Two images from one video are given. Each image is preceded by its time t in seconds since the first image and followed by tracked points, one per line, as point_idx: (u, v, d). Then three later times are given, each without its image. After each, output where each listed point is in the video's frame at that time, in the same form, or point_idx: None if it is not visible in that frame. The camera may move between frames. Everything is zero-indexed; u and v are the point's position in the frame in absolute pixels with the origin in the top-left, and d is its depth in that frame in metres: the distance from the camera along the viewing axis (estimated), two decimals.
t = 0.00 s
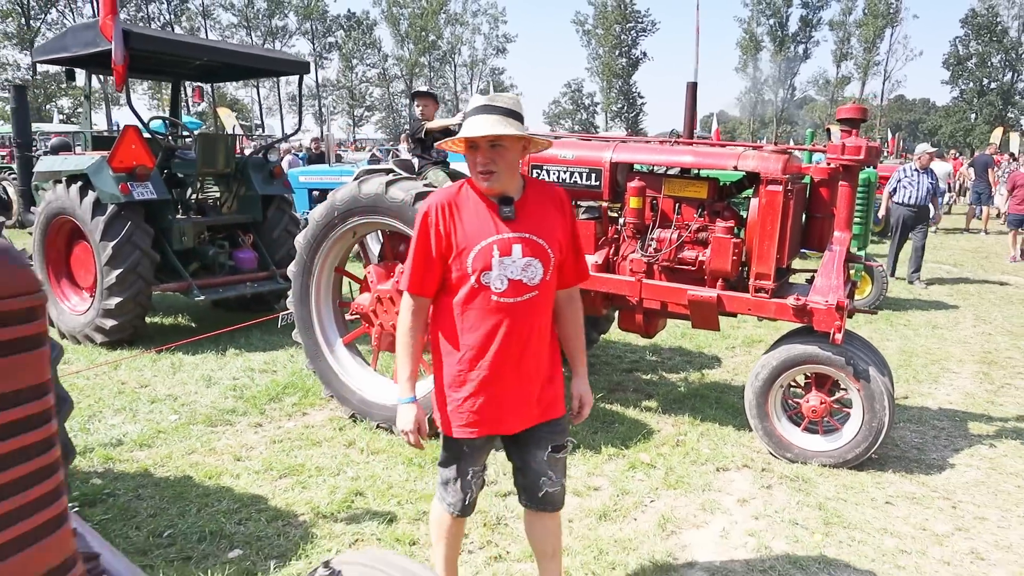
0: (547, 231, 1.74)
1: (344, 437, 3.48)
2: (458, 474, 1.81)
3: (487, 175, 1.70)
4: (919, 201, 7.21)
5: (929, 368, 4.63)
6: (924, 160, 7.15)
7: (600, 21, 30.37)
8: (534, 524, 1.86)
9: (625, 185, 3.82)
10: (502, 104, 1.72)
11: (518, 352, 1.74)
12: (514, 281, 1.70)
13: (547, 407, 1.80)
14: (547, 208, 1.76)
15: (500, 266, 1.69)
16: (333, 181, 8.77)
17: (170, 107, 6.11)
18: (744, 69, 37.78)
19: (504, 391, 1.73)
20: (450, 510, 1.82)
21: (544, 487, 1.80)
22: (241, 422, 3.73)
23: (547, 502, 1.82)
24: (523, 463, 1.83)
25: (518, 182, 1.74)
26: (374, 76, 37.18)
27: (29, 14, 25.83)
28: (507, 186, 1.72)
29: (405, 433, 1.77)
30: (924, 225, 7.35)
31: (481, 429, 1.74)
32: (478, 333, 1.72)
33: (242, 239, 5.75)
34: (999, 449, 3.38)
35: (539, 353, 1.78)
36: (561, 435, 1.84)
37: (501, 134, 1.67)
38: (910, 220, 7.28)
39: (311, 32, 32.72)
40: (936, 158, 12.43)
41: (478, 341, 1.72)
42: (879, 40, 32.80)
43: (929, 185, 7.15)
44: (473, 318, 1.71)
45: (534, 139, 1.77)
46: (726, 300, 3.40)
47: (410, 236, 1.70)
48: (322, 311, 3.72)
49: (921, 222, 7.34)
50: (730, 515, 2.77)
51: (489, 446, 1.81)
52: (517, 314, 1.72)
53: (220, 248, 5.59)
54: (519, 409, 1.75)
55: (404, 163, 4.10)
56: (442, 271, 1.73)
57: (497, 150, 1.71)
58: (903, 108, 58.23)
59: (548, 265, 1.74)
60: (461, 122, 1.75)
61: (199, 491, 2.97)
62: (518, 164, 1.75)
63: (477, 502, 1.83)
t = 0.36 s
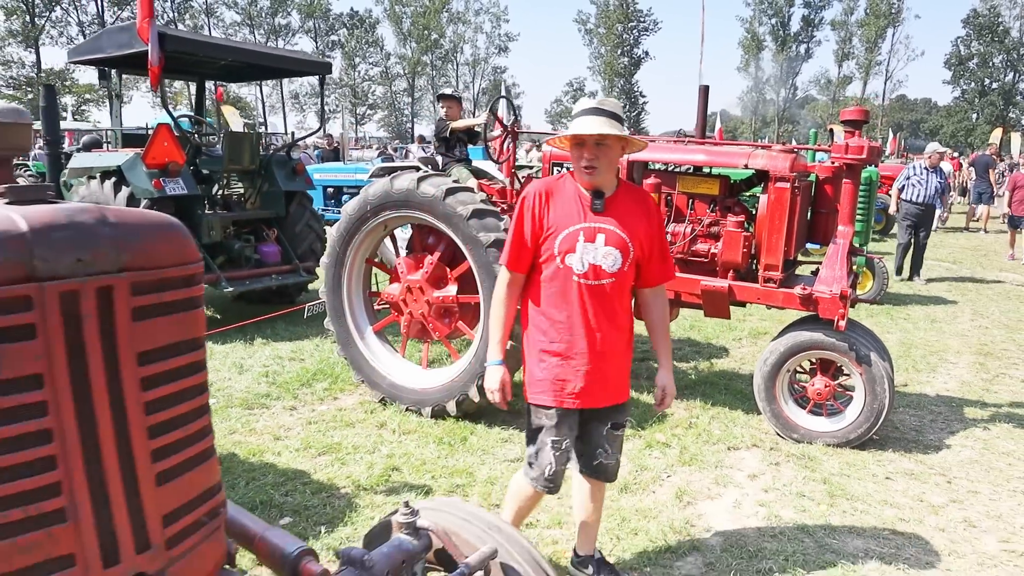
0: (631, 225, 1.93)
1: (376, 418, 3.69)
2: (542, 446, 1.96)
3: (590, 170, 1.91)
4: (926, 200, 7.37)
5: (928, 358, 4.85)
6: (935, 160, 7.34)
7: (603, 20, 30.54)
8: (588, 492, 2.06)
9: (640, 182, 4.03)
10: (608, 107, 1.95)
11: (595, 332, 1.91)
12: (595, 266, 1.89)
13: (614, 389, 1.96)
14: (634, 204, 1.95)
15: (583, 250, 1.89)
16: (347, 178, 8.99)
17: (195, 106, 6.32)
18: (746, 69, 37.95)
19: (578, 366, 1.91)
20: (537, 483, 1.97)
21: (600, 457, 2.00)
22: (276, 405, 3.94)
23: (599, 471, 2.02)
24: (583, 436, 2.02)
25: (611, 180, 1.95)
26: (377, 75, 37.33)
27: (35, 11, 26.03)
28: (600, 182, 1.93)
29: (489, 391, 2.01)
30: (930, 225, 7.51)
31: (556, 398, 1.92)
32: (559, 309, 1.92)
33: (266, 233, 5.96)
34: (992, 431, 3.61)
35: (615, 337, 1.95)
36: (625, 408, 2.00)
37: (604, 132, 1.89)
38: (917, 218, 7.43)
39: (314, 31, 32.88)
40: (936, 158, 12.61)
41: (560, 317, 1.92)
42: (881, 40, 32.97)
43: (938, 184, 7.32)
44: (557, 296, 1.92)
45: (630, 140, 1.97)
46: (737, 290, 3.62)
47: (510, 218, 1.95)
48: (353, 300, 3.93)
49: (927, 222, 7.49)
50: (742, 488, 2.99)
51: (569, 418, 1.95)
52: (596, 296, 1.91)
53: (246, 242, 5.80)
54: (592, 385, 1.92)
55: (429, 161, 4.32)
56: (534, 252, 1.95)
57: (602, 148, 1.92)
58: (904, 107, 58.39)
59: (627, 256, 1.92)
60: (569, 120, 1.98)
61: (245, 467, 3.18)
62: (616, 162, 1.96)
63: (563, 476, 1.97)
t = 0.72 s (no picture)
0: (675, 227, 2.09)
1: (403, 406, 3.90)
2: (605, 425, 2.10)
3: (638, 176, 2.06)
4: (929, 202, 7.43)
5: (925, 351, 5.07)
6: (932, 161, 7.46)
7: (606, 22, 30.71)
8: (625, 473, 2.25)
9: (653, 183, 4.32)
10: (658, 119, 2.09)
11: (637, 322, 2.09)
12: (640, 263, 2.06)
13: (650, 375, 2.12)
14: (680, 208, 2.11)
15: (630, 248, 2.06)
16: (360, 179, 9.21)
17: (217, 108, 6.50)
18: (748, 70, 38.12)
19: (619, 354, 2.08)
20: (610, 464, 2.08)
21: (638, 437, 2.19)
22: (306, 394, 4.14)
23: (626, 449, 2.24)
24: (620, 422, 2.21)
25: (660, 185, 2.10)
26: (380, 76, 37.52)
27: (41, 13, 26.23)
28: (650, 186, 2.09)
29: (546, 371, 2.15)
30: (933, 226, 7.60)
31: (599, 381, 2.09)
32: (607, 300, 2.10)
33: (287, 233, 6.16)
34: (985, 418, 3.83)
35: (655, 329, 2.12)
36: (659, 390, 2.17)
37: (654, 144, 2.02)
38: (921, 221, 7.52)
39: (318, 33, 33.05)
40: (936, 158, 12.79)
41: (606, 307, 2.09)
42: (882, 42, 33.16)
43: (938, 186, 7.41)
44: (604, 289, 2.09)
45: (679, 150, 2.10)
46: (743, 284, 3.82)
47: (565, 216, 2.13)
48: (379, 296, 4.14)
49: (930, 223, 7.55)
50: (750, 469, 3.20)
51: (622, 399, 2.10)
52: (640, 291, 2.08)
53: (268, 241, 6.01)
54: (630, 370, 2.09)
55: (450, 163, 4.55)
56: (585, 247, 2.13)
57: (649, 156, 2.05)
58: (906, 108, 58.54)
59: (670, 255, 2.09)
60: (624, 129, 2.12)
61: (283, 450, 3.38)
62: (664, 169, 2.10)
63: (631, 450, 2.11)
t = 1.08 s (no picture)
0: (706, 223, 2.21)
1: (427, 394, 4.11)
2: (647, 412, 2.20)
3: (661, 176, 2.19)
4: (932, 201, 7.60)
5: (926, 344, 5.26)
6: (930, 160, 7.62)
7: (612, 21, 30.88)
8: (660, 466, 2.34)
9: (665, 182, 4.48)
10: (675, 121, 2.19)
11: (675, 314, 2.20)
12: (676, 258, 2.18)
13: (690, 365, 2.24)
14: (709, 205, 2.23)
15: (666, 244, 2.18)
16: (374, 178, 9.44)
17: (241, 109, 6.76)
18: (753, 69, 38.22)
19: (660, 345, 2.19)
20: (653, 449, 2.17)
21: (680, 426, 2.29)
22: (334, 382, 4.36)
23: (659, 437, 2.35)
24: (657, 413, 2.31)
25: (688, 183, 2.22)
26: (387, 76, 37.73)
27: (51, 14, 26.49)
28: (679, 185, 2.21)
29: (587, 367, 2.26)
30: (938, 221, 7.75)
31: (638, 372, 2.20)
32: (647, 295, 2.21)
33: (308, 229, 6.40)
34: (982, 405, 4.03)
35: (691, 320, 2.23)
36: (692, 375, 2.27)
37: (674, 144, 2.14)
38: (925, 218, 7.67)
39: (324, 32, 33.29)
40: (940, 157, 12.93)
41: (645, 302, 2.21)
42: (888, 40, 33.24)
43: (940, 184, 7.56)
44: (642, 284, 2.20)
45: (700, 148, 2.21)
46: (751, 278, 4.02)
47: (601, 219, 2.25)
48: (403, 289, 4.33)
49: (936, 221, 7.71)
50: (757, 450, 3.41)
51: (663, 388, 2.20)
52: (677, 284, 2.19)
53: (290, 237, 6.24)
54: (670, 360, 2.20)
55: (470, 162, 4.77)
56: (622, 247, 2.25)
57: (668, 156, 2.17)
58: (912, 107, 58.52)
59: (703, 249, 2.20)
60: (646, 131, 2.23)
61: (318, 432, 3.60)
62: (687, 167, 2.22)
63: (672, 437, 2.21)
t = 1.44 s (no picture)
0: (735, 216, 2.36)
1: (453, 383, 4.29)
2: (676, 405, 2.40)
3: (686, 174, 2.34)
4: (945, 203, 7.70)
5: (931, 339, 5.43)
6: (946, 162, 7.71)
7: (618, 22, 31.07)
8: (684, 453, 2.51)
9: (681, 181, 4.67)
10: (696, 120, 2.32)
11: (712, 305, 2.35)
12: (710, 253, 2.33)
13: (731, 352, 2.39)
14: (738, 198, 2.38)
15: (699, 240, 2.33)
16: (388, 178, 9.65)
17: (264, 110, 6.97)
18: (759, 69, 38.32)
19: (701, 335, 2.35)
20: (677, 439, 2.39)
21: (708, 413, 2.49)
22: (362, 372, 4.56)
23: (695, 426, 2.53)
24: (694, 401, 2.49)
25: (715, 179, 2.37)
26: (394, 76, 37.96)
27: (61, 14, 26.72)
28: (706, 182, 2.36)
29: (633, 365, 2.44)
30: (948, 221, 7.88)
31: (679, 363, 2.36)
32: (684, 290, 2.37)
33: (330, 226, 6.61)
34: (984, 395, 4.22)
35: (728, 309, 2.38)
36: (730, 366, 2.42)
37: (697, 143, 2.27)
38: (935, 219, 7.81)
39: (332, 32, 33.54)
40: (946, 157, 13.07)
41: (682, 296, 2.37)
42: (895, 41, 33.33)
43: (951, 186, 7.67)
44: (679, 279, 2.37)
45: (721, 143, 2.34)
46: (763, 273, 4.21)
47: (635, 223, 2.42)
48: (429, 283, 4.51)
49: (947, 221, 7.84)
50: (770, 435, 3.59)
51: (694, 381, 2.38)
52: (712, 277, 2.34)
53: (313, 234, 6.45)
54: (710, 349, 2.36)
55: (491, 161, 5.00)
56: (658, 247, 2.41)
57: (691, 155, 2.32)
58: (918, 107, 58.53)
59: (735, 242, 2.35)
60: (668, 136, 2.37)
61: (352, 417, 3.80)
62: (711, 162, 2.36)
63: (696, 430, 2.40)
